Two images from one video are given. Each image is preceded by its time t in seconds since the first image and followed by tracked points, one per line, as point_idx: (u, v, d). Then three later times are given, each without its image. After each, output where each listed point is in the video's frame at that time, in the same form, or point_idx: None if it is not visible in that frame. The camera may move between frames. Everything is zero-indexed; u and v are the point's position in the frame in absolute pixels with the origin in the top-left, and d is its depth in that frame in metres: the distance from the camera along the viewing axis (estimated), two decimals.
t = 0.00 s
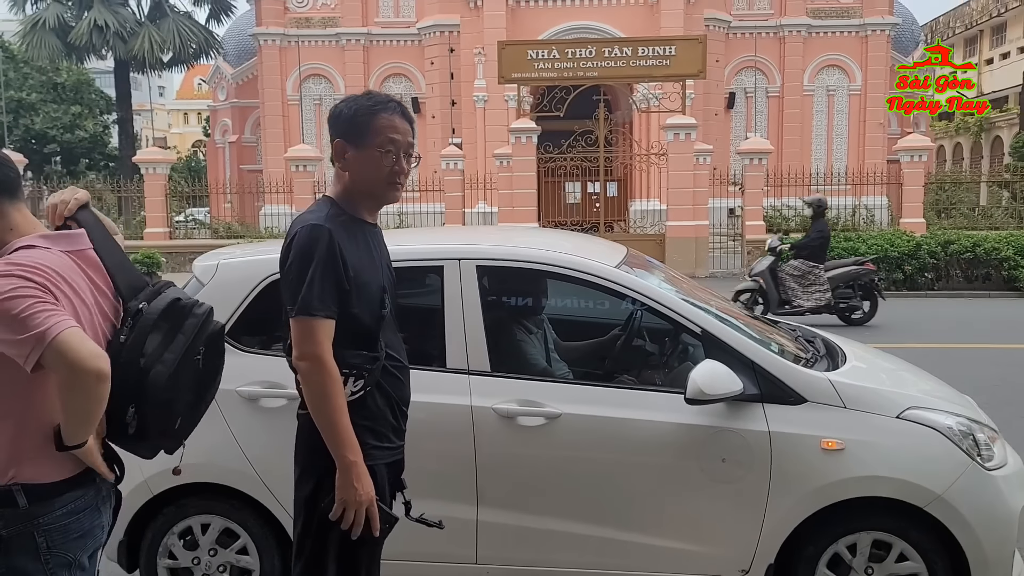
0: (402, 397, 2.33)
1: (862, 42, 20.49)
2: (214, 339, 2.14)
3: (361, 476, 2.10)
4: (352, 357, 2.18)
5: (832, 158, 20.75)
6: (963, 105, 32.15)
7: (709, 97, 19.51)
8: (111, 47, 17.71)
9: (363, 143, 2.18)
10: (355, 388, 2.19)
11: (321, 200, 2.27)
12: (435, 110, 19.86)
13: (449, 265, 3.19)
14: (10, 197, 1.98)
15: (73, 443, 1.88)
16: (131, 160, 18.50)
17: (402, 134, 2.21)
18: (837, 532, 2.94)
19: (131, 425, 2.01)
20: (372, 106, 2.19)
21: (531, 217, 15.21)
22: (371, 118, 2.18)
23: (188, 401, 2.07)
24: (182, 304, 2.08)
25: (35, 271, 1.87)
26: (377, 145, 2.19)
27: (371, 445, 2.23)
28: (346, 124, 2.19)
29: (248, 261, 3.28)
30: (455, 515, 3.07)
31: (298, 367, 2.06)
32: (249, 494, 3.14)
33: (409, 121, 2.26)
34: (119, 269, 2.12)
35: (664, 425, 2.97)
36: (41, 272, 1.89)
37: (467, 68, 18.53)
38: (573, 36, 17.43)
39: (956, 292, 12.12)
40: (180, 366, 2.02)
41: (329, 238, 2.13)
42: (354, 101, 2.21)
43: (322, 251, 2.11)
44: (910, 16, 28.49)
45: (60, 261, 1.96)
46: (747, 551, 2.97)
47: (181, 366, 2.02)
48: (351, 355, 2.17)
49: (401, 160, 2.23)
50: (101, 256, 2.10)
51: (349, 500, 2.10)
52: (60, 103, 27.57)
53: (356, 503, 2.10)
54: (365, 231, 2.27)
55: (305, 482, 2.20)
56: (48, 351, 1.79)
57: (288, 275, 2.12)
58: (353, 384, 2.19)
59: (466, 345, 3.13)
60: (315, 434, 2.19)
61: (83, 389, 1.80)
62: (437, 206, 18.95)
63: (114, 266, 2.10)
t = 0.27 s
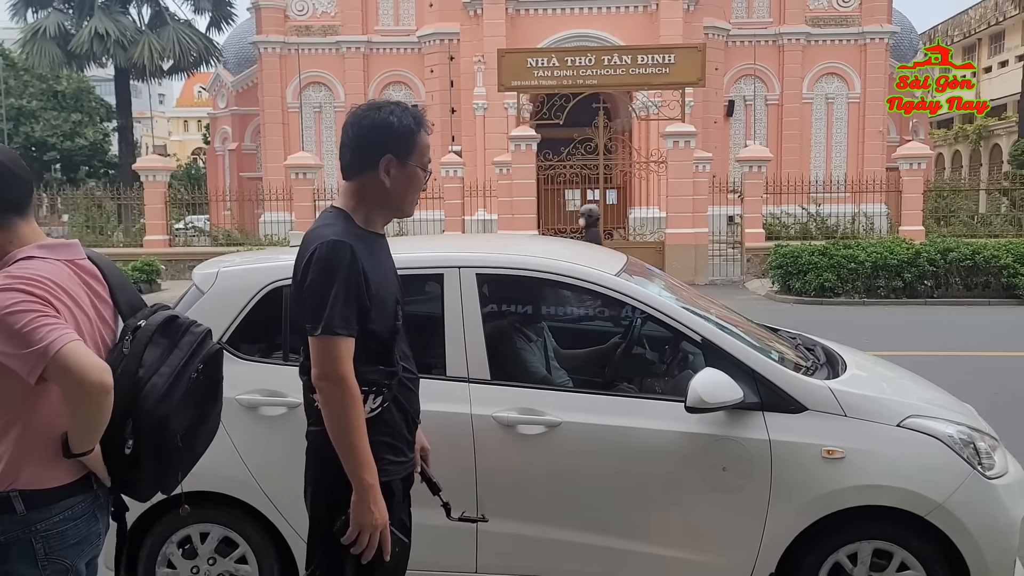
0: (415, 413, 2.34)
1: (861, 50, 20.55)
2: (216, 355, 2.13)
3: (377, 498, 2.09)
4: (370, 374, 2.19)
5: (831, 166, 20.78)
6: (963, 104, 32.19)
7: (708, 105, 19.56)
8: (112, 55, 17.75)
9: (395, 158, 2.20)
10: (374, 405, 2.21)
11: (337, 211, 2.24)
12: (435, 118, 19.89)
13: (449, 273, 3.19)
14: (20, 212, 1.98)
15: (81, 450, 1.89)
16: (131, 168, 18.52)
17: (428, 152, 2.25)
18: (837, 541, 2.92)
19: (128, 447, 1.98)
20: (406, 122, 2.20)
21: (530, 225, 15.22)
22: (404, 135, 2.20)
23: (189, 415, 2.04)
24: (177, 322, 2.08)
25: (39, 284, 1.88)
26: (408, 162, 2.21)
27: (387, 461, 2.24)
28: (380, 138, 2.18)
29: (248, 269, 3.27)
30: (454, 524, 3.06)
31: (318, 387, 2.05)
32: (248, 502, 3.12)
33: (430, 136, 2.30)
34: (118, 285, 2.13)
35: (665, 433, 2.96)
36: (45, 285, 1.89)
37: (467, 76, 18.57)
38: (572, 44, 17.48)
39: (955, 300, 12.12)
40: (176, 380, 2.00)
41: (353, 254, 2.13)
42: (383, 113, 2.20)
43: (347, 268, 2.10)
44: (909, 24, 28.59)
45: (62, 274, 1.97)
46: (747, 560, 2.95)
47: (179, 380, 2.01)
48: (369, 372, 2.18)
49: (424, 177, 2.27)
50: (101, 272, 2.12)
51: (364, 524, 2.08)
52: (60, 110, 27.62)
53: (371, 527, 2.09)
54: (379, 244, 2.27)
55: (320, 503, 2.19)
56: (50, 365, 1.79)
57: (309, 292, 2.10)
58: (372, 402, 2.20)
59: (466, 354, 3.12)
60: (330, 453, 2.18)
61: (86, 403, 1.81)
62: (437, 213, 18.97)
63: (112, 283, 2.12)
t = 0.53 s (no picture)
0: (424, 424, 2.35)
1: (859, 63, 20.65)
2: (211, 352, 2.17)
3: (393, 511, 2.09)
4: (385, 386, 2.20)
5: (830, 177, 20.82)
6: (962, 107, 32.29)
7: (707, 117, 19.61)
8: (112, 67, 17.80)
9: (408, 171, 2.21)
10: (390, 417, 2.21)
11: (346, 223, 2.23)
12: (435, 129, 19.94)
13: (448, 285, 3.18)
14: (24, 227, 1.99)
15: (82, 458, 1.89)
16: (131, 179, 18.53)
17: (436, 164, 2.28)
18: (837, 554, 2.91)
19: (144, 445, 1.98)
20: (417, 135, 2.21)
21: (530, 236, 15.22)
22: (416, 148, 2.20)
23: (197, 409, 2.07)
24: (173, 321, 2.13)
25: (28, 297, 1.89)
26: (420, 174, 2.23)
27: (402, 473, 2.25)
28: (394, 151, 2.17)
29: (247, 280, 3.27)
30: (453, 537, 3.04)
31: (336, 401, 2.04)
32: (245, 515, 3.11)
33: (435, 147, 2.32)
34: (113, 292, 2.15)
35: (664, 446, 2.95)
36: (34, 298, 1.90)
37: (466, 88, 18.62)
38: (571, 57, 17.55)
39: (954, 311, 12.12)
40: (184, 372, 2.04)
41: (371, 268, 2.12)
42: (394, 125, 2.19)
43: (366, 282, 2.09)
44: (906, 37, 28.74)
45: (54, 284, 1.98)
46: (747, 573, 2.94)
47: (185, 374, 2.04)
48: (383, 384, 2.19)
49: (431, 189, 2.30)
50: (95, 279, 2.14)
51: (381, 538, 2.08)
52: (60, 121, 27.67)
53: (389, 541, 2.09)
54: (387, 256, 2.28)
55: (336, 514, 2.19)
56: (39, 381, 1.80)
57: (327, 306, 2.08)
58: (388, 413, 2.21)
59: (465, 366, 3.11)
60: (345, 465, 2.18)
61: (77, 416, 1.81)
62: (436, 225, 19.00)
63: (108, 288, 2.14)
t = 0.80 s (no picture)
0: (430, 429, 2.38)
1: (858, 71, 20.72)
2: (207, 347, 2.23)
3: (413, 512, 2.11)
4: (394, 394, 2.22)
5: (829, 186, 20.84)
6: (962, 105, 32.37)
7: (707, 125, 19.63)
8: (112, 75, 17.81)
9: (411, 178, 2.22)
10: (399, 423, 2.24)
11: (353, 232, 2.22)
12: (434, 138, 19.98)
13: (447, 294, 3.18)
14: (23, 238, 1.99)
15: (92, 461, 1.90)
16: (131, 187, 18.53)
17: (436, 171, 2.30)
18: (837, 564, 2.90)
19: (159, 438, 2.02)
20: (418, 143, 2.22)
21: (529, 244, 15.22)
22: (418, 155, 2.22)
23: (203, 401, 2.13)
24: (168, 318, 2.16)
25: (22, 304, 1.90)
26: (421, 182, 2.24)
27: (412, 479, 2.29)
28: (399, 161, 2.18)
29: (246, 289, 3.27)
30: (453, 546, 3.03)
31: (354, 410, 2.04)
32: (244, 524, 3.09)
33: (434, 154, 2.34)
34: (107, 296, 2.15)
35: (665, 455, 2.94)
36: (27, 304, 1.90)
37: (467, 96, 18.65)
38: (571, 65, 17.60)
39: (954, 320, 12.11)
40: (190, 365, 2.09)
41: (385, 276, 2.13)
42: (394, 134, 2.20)
43: (382, 291, 2.10)
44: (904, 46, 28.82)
45: (49, 290, 1.98)
46: None
47: (191, 367, 2.09)
48: (395, 391, 2.21)
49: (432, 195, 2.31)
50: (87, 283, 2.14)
51: (404, 539, 2.10)
52: (60, 130, 27.70)
53: (412, 541, 2.11)
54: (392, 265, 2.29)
55: (348, 527, 2.18)
56: (36, 383, 1.81)
57: (345, 316, 2.07)
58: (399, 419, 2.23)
59: (465, 375, 3.11)
60: (355, 476, 2.18)
61: (77, 416, 1.83)
62: (436, 233, 19.02)
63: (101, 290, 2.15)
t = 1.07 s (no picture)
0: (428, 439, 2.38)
1: (857, 81, 20.79)
2: (206, 354, 2.16)
3: (412, 522, 2.13)
4: (392, 405, 2.22)
5: (829, 196, 20.88)
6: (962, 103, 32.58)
7: (706, 135, 19.67)
8: (113, 86, 17.88)
9: (399, 189, 2.21)
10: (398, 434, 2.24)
11: (346, 244, 2.23)
12: (435, 147, 20.03)
13: (447, 304, 3.18)
14: (27, 254, 2.01)
15: (98, 468, 1.91)
16: (131, 197, 18.57)
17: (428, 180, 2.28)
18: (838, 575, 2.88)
19: (129, 444, 1.98)
20: (406, 153, 2.22)
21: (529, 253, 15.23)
22: (407, 167, 2.22)
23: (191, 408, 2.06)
24: (160, 324, 2.13)
25: (21, 313, 1.90)
26: (411, 192, 2.23)
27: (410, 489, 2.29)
28: (386, 174, 2.19)
29: (247, 299, 3.27)
30: (452, 557, 3.02)
31: (351, 423, 2.05)
32: (243, 535, 3.08)
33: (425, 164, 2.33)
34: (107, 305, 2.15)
35: (665, 465, 2.94)
36: (27, 314, 1.91)
37: (467, 106, 18.70)
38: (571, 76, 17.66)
39: (955, 329, 12.10)
40: (168, 370, 2.03)
41: (381, 290, 2.14)
42: (382, 146, 2.21)
43: (378, 304, 2.11)
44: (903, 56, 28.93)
45: (46, 300, 1.98)
46: None
47: (168, 373, 2.03)
48: (392, 403, 2.21)
49: (425, 204, 2.30)
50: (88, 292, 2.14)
51: (403, 549, 2.11)
52: (62, 140, 27.77)
53: (409, 551, 2.12)
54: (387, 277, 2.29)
55: (343, 540, 2.18)
56: (41, 390, 1.82)
57: (341, 328, 2.08)
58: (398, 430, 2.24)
59: (464, 385, 3.10)
60: (350, 488, 2.18)
61: (82, 420, 1.83)
62: (435, 243, 19.04)
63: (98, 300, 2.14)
